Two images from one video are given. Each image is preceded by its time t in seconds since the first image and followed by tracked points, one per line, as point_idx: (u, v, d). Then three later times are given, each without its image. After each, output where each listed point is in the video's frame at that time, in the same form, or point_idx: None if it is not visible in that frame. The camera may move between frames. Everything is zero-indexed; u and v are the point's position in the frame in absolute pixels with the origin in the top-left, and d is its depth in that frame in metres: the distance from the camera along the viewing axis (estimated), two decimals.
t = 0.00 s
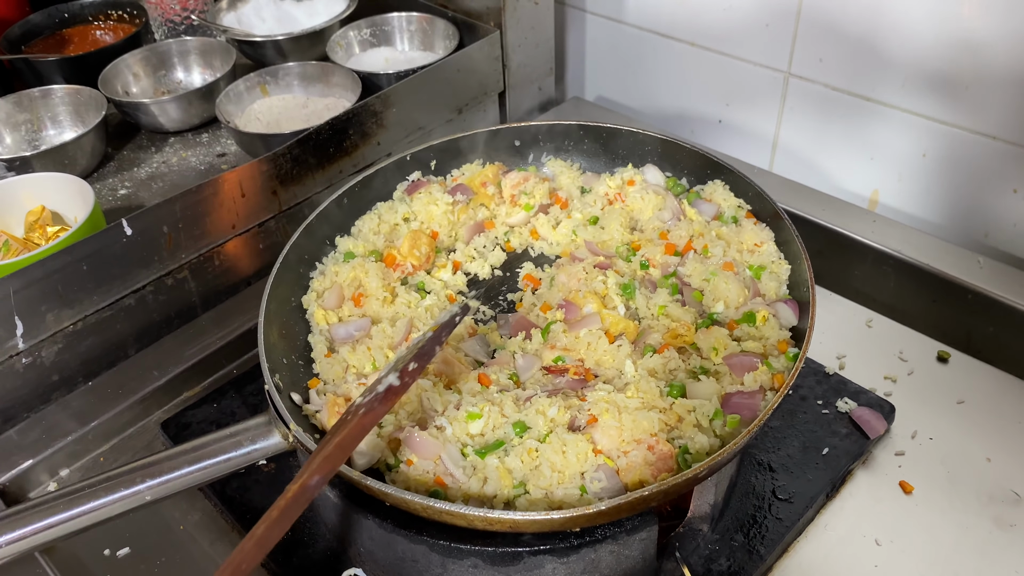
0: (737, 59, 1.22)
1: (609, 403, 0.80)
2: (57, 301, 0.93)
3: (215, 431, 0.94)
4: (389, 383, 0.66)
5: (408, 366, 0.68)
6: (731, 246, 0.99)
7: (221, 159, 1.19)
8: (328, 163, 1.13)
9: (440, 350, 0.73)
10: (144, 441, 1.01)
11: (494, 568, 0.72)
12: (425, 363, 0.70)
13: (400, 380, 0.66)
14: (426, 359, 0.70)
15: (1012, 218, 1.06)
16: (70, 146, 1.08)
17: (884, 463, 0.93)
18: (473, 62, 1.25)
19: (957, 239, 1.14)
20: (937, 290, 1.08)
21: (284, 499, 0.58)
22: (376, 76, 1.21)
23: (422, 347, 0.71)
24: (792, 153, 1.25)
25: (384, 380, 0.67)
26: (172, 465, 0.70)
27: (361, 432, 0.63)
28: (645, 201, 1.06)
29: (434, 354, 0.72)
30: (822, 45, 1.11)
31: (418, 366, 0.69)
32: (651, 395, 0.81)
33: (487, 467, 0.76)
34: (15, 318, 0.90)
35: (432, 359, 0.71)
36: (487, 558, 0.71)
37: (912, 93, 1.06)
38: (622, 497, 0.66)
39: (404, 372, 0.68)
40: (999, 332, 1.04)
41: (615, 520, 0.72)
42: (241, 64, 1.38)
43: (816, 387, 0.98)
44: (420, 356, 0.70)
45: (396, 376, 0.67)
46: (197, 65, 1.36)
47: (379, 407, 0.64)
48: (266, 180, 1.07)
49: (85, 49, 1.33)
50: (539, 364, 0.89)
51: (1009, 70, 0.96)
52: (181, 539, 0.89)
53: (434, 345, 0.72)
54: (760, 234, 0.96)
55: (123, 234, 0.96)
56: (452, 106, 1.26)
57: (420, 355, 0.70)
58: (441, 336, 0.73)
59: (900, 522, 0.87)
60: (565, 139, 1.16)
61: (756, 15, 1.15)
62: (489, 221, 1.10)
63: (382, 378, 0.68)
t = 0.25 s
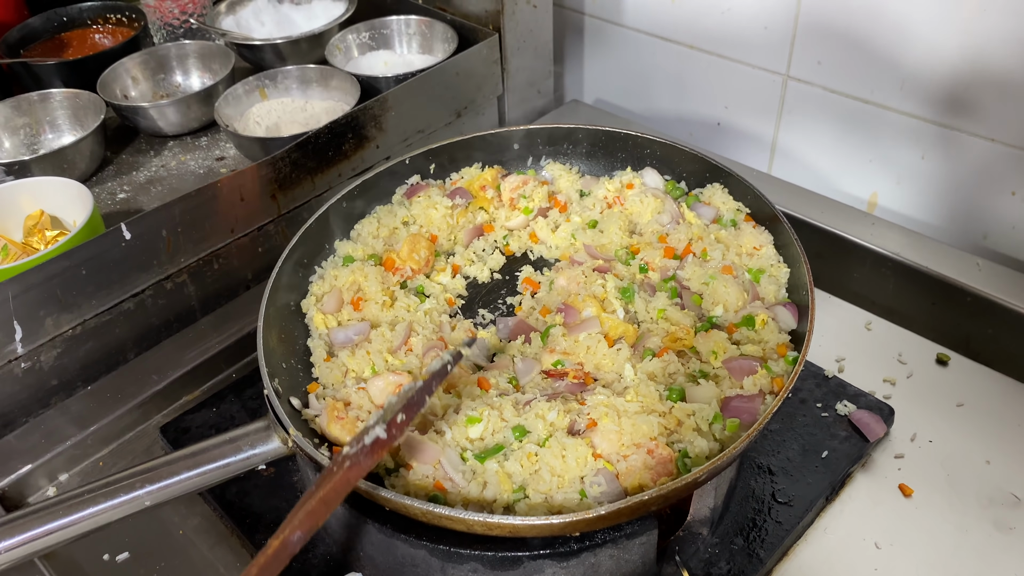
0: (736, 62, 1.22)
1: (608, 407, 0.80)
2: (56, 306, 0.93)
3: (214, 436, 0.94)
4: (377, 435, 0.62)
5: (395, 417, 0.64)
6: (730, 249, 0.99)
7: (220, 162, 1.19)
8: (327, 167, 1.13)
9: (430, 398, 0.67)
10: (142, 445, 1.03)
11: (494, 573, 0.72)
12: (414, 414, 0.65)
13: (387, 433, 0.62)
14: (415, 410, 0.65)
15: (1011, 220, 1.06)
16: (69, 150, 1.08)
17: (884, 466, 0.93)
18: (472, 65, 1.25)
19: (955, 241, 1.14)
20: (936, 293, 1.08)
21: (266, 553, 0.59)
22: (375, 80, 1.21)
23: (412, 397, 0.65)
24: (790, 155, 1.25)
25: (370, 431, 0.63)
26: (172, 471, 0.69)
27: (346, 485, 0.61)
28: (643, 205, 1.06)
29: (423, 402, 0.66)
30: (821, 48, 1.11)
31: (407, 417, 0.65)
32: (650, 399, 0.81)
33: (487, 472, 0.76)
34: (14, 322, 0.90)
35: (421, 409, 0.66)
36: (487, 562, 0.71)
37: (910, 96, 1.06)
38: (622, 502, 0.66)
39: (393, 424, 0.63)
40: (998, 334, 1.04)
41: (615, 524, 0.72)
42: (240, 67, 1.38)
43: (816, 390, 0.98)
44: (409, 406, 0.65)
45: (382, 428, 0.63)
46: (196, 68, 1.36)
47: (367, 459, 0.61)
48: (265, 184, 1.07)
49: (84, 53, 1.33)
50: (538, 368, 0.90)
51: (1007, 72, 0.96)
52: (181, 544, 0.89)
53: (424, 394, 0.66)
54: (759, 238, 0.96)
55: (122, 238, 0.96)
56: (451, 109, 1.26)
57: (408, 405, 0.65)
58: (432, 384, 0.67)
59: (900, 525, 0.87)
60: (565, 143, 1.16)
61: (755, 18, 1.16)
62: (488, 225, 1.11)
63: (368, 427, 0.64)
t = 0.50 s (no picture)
0: (734, 65, 1.22)
1: (607, 412, 0.80)
2: (55, 311, 0.93)
3: (213, 441, 0.94)
4: (381, 459, 0.61)
5: (400, 441, 0.63)
6: (728, 254, 0.99)
7: (219, 167, 1.19)
8: (326, 171, 1.13)
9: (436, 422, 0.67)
10: (141, 450, 1.02)
11: None
12: (419, 438, 0.64)
13: (391, 458, 0.62)
14: (420, 434, 0.65)
15: (1010, 223, 1.06)
16: (68, 155, 1.08)
17: (883, 470, 0.93)
18: (471, 69, 1.25)
19: (954, 244, 1.14)
20: (935, 296, 1.08)
21: None
22: (374, 84, 1.22)
23: (419, 420, 0.65)
24: (788, 158, 1.25)
25: (374, 455, 0.62)
26: (171, 477, 0.69)
27: (348, 511, 0.60)
28: (642, 209, 1.05)
29: (429, 427, 0.66)
30: (819, 51, 1.11)
31: (412, 441, 0.64)
32: (649, 403, 0.82)
33: (486, 478, 0.76)
34: (13, 328, 0.90)
35: (426, 433, 0.65)
36: (486, 568, 0.71)
37: (909, 99, 1.06)
38: (621, 508, 0.66)
39: (397, 448, 0.62)
40: (997, 338, 1.04)
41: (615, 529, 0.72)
42: (239, 71, 1.38)
43: (814, 394, 0.98)
44: (415, 429, 0.64)
45: (386, 452, 0.62)
46: (194, 73, 1.36)
47: (369, 485, 0.61)
48: (264, 188, 1.07)
49: (82, 57, 1.33)
50: (537, 373, 0.90)
51: (1007, 74, 0.96)
52: (180, 550, 0.89)
53: (430, 418, 0.66)
54: (758, 242, 0.96)
55: (121, 243, 0.96)
56: (450, 113, 1.26)
57: (414, 429, 0.64)
58: (439, 407, 0.67)
59: (899, 529, 0.87)
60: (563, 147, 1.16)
61: (753, 21, 1.16)
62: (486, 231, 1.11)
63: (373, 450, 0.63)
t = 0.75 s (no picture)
0: (732, 69, 1.23)
1: (606, 416, 0.80)
2: (53, 315, 0.93)
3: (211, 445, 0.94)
4: (390, 496, 0.61)
5: (410, 477, 0.63)
6: (727, 258, 0.99)
7: (217, 170, 1.19)
8: (325, 175, 1.13)
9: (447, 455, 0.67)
10: (139, 454, 1.02)
11: None
12: (429, 474, 0.64)
13: (400, 495, 0.62)
14: (430, 469, 0.65)
15: (1007, 225, 1.06)
16: (66, 159, 1.08)
17: (881, 473, 0.93)
18: (469, 72, 1.25)
19: (951, 247, 1.14)
20: (933, 299, 1.08)
21: None
22: (372, 88, 1.22)
23: (429, 456, 0.65)
24: (787, 161, 1.26)
25: (384, 490, 0.62)
26: (169, 482, 0.69)
27: (355, 549, 0.61)
28: (640, 212, 1.06)
29: (440, 461, 0.66)
30: (817, 55, 1.11)
31: (422, 476, 0.64)
32: (647, 407, 0.82)
33: (484, 482, 0.76)
34: (10, 332, 0.90)
35: (436, 467, 0.66)
36: (484, 572, 0.71)
37: (906, 103, 1.06)
38: (619, 512, 0.66)
39: (407, 484, 0.62)
40: (994, 340, 1.05)
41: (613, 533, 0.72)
42: (237, 75, 1.38)
43: (812, 398, 0.98)
44: (425, 464, 0.64)
45: (396, 488, 0.62)
46: (193, 76, 1.36)
47: (379, 522, 0.61)
48: (262, 193, 1.07)
49: (81, 61, 1.33)
50: (535, 376, 0.90)
51: (1005, 78, 0.96)
52: (178, 554, 0.89)
53: (441, 453, 0.66)
54: (756, 245, 0.96)
55: (119, 247, 0.96)
56: (448, 116, 1.26)
57: (424, 464, 0.65)
58: (450, 441, 0.67)
59: (898, 533, 0.87)
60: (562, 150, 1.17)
61: (751, 25, 1.16)
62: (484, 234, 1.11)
63: (383, 486, 0.63)
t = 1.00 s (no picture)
0: (730, 72, 1.23)
1: (604, 419, 0.81)
2: (51, 318, 0.93)
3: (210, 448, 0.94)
4: (390, 503, 0.61)
5: (411, 484, 0.63)
6: (724, 260, 1.00)
7: (216, 173, 1.19)
8: (323, 178, 1.14)
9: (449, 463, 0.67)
10: (138, 457, 1.02)
11: None
12: (430, 481, 0.64)
13: (400, 502, 0.62)
14: (432, 476, 0.65)
15: (1004, 228, 1.06)
16: (64, 162, 1.08)
17: (879, 475, 0.93)
18: (467, 75, 1.26)
19: (949, 249, 1.15)
20: (931, 302, 1.09)
21: None
22: (370, 91, 1.22)
23: (430, 462, 0.65)
24: (784, 164, 1.26)
25: (385, 498, 0.62)
26: (168, 486, 0.69)
27: (356, 557, 0.60)
28: (638, 215, 1.06)
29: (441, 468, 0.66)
30: (814, 58, 1.11)
31: (423, 484, 0.64)
32: (645, 410, 0.82)
33: (483, 485, 0.76)
34: (8, 335, 0.90)
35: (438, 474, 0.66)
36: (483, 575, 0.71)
37: (903, 105, 1.06)
38: (617, 515, 0.66)
39: (408, 492, 0.63)
40: (992, 343, 1.05)
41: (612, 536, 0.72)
42: (235, 78, 1.39)
43: (810, 400, 0.98)
44: (425, 471, 0.64)
45: (397, 496, 0.62)
46: (191, 79, 1.36)
47: (379, 529, 0.61)
48: (261, 196, 1.08)
49: (79, 64, 1.33)
50: (534, 379, 0.90)
51: (1002, 81, 0.96)
52: (176, 557, 0.89)
53: (442, 459, 0.66)
54: (753, 248, 0.97)
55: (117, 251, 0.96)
56: (446, 119, 1.26)
57: (425, 471, 0.65)
58: (452, 448, 0.67)
59: (896, 535, 0.87)
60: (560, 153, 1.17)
61: (748, 28, 1.16)
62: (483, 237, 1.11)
63: (384, 494, 0.63)
